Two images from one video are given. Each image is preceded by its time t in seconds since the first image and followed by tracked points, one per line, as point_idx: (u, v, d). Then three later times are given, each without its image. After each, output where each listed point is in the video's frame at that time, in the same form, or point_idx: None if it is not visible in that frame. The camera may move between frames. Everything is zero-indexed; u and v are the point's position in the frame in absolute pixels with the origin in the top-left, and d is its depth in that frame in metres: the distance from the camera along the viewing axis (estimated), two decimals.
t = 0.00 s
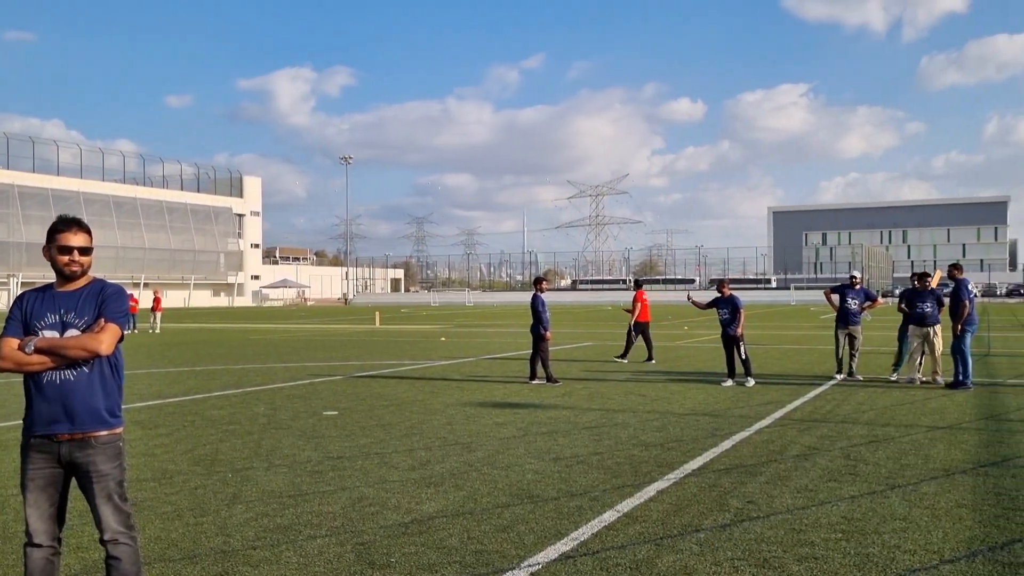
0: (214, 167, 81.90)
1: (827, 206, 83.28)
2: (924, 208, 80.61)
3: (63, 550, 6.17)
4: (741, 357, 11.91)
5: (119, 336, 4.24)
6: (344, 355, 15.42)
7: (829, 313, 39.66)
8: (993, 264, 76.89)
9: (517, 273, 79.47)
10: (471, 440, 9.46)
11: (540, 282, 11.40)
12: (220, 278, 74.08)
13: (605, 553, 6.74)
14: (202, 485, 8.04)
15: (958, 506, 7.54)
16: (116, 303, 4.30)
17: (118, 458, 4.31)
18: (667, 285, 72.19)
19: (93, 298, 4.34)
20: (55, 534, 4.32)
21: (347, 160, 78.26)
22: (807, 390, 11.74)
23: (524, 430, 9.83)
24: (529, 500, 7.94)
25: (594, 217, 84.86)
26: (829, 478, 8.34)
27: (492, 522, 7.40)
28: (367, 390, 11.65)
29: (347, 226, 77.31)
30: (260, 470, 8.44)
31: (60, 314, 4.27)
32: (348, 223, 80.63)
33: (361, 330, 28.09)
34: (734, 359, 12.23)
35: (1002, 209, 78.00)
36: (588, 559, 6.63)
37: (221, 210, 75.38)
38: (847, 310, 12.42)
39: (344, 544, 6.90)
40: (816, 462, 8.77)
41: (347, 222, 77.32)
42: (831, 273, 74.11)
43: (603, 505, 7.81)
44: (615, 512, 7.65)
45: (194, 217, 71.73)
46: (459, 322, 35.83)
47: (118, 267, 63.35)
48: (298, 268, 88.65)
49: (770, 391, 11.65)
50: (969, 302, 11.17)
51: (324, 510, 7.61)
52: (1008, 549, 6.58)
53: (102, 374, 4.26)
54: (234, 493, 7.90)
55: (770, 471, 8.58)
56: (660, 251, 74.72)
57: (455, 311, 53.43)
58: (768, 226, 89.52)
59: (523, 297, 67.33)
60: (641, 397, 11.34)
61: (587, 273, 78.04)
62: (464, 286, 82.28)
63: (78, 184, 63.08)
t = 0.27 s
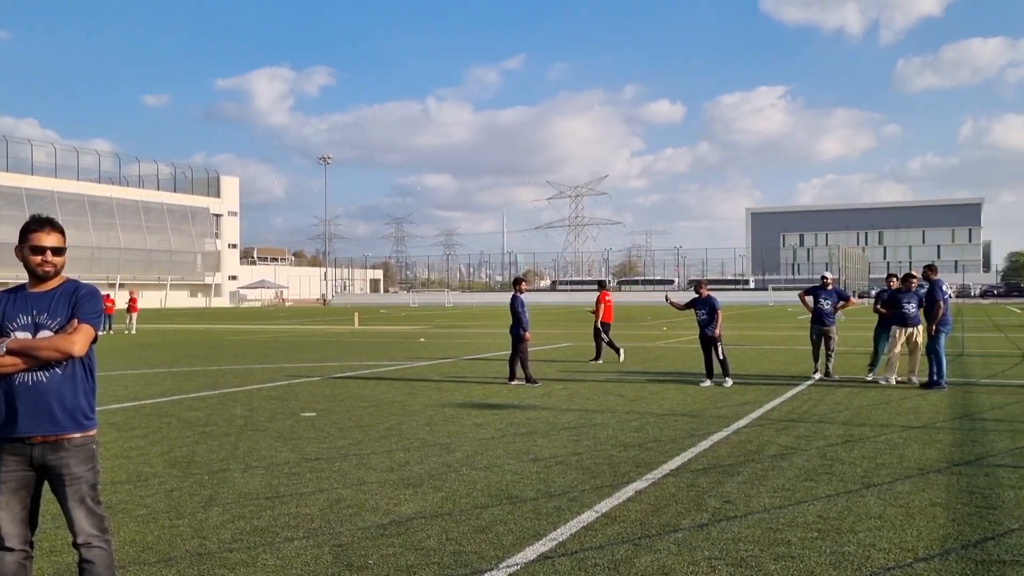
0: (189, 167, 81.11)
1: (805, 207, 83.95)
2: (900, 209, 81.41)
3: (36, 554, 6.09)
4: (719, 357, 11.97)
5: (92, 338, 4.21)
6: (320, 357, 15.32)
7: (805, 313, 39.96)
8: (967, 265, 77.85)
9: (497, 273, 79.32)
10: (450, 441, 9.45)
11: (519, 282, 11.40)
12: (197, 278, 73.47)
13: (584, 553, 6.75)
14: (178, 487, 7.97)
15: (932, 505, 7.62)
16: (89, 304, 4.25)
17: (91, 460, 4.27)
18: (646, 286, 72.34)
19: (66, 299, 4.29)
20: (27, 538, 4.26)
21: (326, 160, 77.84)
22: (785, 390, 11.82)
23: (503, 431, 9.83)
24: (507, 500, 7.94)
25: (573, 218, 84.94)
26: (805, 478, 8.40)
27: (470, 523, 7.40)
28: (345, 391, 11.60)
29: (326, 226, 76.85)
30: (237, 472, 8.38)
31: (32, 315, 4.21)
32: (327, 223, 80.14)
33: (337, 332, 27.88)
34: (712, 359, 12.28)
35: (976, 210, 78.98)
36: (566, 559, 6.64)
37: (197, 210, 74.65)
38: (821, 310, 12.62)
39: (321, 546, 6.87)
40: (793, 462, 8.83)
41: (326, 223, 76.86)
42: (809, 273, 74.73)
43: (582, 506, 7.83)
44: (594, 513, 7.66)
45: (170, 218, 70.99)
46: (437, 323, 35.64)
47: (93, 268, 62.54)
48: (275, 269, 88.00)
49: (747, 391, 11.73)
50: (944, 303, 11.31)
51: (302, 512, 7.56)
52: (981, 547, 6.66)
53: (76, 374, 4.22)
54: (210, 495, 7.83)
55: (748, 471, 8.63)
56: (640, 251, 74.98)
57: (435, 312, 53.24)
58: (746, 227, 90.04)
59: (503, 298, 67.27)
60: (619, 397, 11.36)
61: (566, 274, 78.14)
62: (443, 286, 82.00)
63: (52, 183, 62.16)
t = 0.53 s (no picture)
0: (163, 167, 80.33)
1: (781, 209, 84.65)
2: (874, 210, 82.31)
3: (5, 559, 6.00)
4: (695, 357, 12.03)
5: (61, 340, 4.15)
6: (295, 358, 15.23)
7: (779, 314, 40.31)
8: (939, 266, 78.89)
9: (474, 274, 79.22)
10: (426, 442, 9.44)
11: (496, 284, 11.40)
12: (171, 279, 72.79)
13: (560, 554, 6.75)
14: (151, 489, 7.91)
15: (903, 503, 7.71)
16: (59, 303, 4.21)
17: (60, 463, 4.22)
18: (623, 286, 72.56)
19: (35, 298, 4.25)
20: None
21: (302, 160, 77.57)
22: (760, 389, 11.91)
23: (480, 432, 9.83)
24: (483, 502, 7.94)
25: (551, 219, 85.02)
26: (780, 477, 8.47)
27: (447, 525, 7.38)
28: (321, 392, 11.54)
29: (302, 227, 76.45)
30: (211, 474, 8.32)
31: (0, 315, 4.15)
32: (303, 223, 79.64)
33: (312, 332, 27.71)
34: (688, 360, 12.34)
35: (948, 212, 80.06)
36: (542, 559, 6.65)
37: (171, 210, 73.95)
38: (792, 311, 12.85)
39: (296, 548, 6.83)
40: (767, 461, 8.90)
41: (302, 223, 76.44)
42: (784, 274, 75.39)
43: (558, 506, 7.84)
44: (570, 513, 7.68)
45: (143, 218, 70.27)
46: (415, 323, 35.58)
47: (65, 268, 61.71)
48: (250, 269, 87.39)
49: (723, 391, 11.81)
50: (916, 302, 11.45)
51: (275, 514, 7.52)
52: (952, 544, 6.73)
53: (45, 376, 4.17)
54: (183, 498, 7.77)
55: (723, 470, 8.69)
56: (617, 252, 75.22)
57: (412, 312, 53.04)
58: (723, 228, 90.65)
59: (480, 299, 67.23)
60: (596, 398, 11.40)
61: (543, 275, 78.21)
62: (419, 287, 81.53)
63: (23, 182, 61.26)
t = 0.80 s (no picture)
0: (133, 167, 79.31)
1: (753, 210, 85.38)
2: (844, 212, 83.28)
3: None
4: (668, 357, 12.08)
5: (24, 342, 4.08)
6: (267, 359, 15.11)
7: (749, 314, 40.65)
8: (908, 267, 80.01)
9: (448, 275, 79.00)
10: (399, 443, 9.42)
11: (470, 284, 11.38)
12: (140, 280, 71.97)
13: (533, 554, 6.76)
14: (119, 493, 7.81)
15: (872, 501, 7.80)
16: (24, 303, 4.13)
17: (25, 464, 4.16)
18: (597, 287, 72.75)
19: None
20: None
21: (275, 160, 76.95)
22: (731, 389, 12.00)
23: (453, 432, 9.82)
24: (456, 502, 7.93)
25: (526, 219, 85.07)
26: (751, 476, 8.53)
27: (419, 526, 7.36)
28: (293, 394, 11.46)
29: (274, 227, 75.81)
30: (180, 477, 8.24)
31: None
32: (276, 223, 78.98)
33: (285, 334, 27.51)
34: (661, 360, 12.40)
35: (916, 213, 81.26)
36: (515, 560, 6.65)
37: (140, 210, 73.01)
38: (760, 311, 12.99)
39: (266, 550, 6.78)
40: (738, 460, 8.97)
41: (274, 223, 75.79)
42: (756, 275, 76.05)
43: (531, 506, 7.85)
44: (543, 513, 7.69)
45: (112, 218, 69.34)
46: (390, 324, 35.46)
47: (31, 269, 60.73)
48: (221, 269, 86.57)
49: (695, 391, 11.89)
50: (883, 302, 11.58)
51: (246, 517, 7.46)
52: (919, 541, 6.83)
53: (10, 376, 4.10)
54: (152, 501, 7.69)
55: (694, 470, 8.74)
56: (591, 253, 75.43)
57: (385, 313, 52.78)
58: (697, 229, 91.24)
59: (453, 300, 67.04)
60: (570, 398, 11.42)
61: (517, 276, 78.24)
62: (394, 288, 80.50)
63: None
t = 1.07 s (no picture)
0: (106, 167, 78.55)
1: (730, 210, 86.00)
2: (820, 213, 84.11)
3: None
4: (645, 358, 12.14)
5: None
6: (243, 360, 15.03)
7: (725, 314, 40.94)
8: (882, 267, 80.92)
9: (426, 275, 78.93)
10: (376, 444, 9.38)
11: (448, 285, 11.35)
12: (113, 280, 71.34)
13: (509, 554, 6.76)
14: (91, 496, 7.73)
15: (845, 499, 7.88)
16: None
17: None
18: (575, 287, 72.97)
19: None
20: None
21: (251, 160, 76.53)
22: (708, 389, 12.08)
23: (431, 433, 9.81)
24: (433, 503, 7.91)
25: (504, 220, 85.16)
26: (726, 475, 8.58)
27: (395, 527, 7.34)
28: (270, 395, 11.40)
29: (250, 227, 75.40)
30: (154, 480, 8.16)
31: None
32: (252, 224, 78.55)
33: (259, 335, 27.36)
34: (638, 360, 12.45)
35: (890, 214, 82.23)
36: (492, 560, 6.65)
37: (113, 210, 72.33)
38: (737, 311, 13.05)
39: (241, 553, 6.72)
40: (714, 459, 9.02)
41: (250, 223, 75.37)
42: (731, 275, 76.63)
43: (508, 507, 7.85)
44: (519, 513, 7.70)
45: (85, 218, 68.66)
46: (366, 325, 35.36)
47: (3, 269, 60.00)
48: (196, 270, 85.94)
49: (672, 391, 11.95)
50: (856, 301, 11.72)
51: (221, 519, 7.40)
52: (891, 538, 6.91)
53: None
54: (124, 504, 7.60)
55: (671, 469, 8.78)
56: (569, 253, 75.64)
57: (361, 313, 52.69)
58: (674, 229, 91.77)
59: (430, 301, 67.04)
60: (547, 399, 11.44)
61: (495, 276, 77.92)
62: (371, 288, 80.66)
63: None
